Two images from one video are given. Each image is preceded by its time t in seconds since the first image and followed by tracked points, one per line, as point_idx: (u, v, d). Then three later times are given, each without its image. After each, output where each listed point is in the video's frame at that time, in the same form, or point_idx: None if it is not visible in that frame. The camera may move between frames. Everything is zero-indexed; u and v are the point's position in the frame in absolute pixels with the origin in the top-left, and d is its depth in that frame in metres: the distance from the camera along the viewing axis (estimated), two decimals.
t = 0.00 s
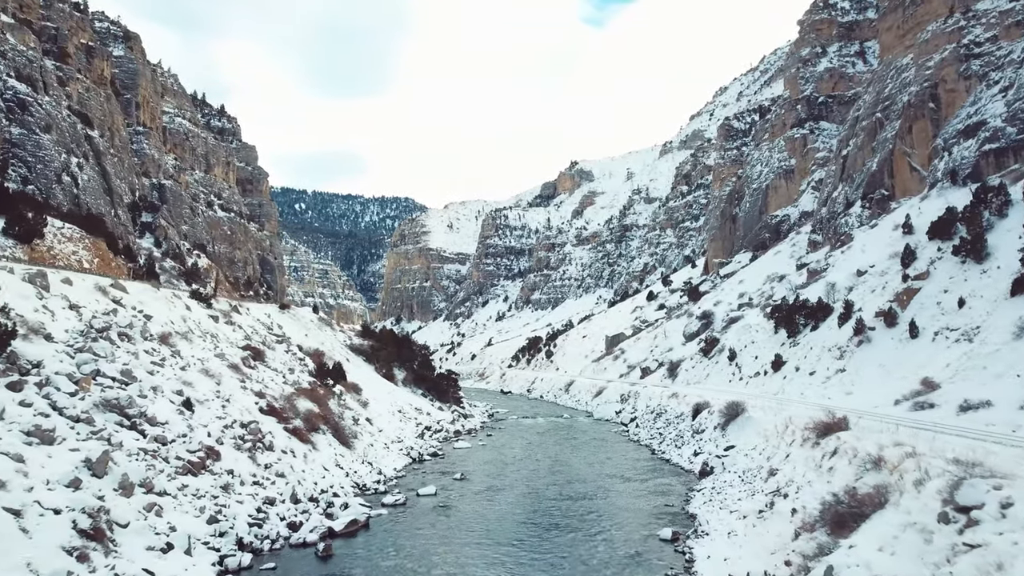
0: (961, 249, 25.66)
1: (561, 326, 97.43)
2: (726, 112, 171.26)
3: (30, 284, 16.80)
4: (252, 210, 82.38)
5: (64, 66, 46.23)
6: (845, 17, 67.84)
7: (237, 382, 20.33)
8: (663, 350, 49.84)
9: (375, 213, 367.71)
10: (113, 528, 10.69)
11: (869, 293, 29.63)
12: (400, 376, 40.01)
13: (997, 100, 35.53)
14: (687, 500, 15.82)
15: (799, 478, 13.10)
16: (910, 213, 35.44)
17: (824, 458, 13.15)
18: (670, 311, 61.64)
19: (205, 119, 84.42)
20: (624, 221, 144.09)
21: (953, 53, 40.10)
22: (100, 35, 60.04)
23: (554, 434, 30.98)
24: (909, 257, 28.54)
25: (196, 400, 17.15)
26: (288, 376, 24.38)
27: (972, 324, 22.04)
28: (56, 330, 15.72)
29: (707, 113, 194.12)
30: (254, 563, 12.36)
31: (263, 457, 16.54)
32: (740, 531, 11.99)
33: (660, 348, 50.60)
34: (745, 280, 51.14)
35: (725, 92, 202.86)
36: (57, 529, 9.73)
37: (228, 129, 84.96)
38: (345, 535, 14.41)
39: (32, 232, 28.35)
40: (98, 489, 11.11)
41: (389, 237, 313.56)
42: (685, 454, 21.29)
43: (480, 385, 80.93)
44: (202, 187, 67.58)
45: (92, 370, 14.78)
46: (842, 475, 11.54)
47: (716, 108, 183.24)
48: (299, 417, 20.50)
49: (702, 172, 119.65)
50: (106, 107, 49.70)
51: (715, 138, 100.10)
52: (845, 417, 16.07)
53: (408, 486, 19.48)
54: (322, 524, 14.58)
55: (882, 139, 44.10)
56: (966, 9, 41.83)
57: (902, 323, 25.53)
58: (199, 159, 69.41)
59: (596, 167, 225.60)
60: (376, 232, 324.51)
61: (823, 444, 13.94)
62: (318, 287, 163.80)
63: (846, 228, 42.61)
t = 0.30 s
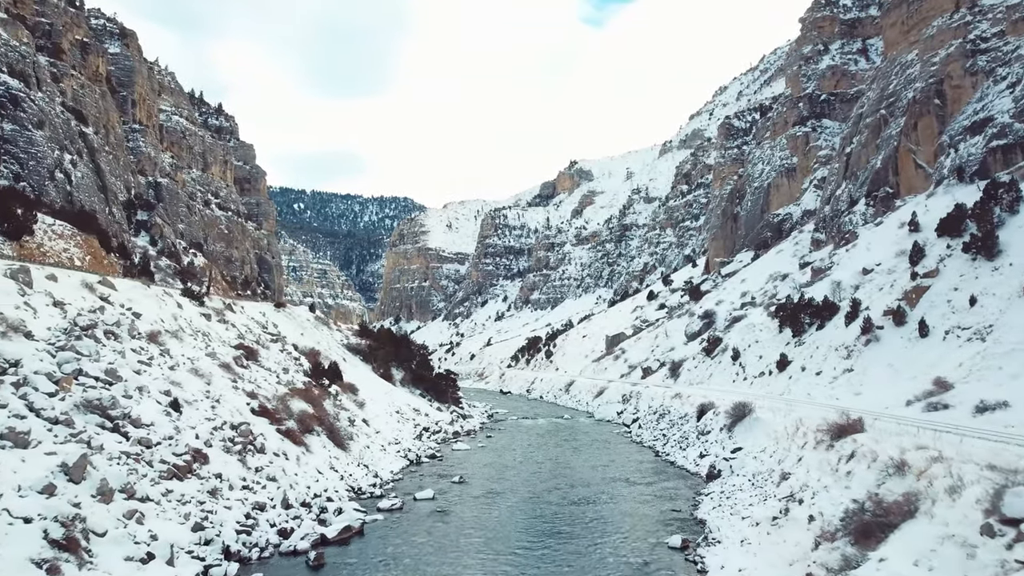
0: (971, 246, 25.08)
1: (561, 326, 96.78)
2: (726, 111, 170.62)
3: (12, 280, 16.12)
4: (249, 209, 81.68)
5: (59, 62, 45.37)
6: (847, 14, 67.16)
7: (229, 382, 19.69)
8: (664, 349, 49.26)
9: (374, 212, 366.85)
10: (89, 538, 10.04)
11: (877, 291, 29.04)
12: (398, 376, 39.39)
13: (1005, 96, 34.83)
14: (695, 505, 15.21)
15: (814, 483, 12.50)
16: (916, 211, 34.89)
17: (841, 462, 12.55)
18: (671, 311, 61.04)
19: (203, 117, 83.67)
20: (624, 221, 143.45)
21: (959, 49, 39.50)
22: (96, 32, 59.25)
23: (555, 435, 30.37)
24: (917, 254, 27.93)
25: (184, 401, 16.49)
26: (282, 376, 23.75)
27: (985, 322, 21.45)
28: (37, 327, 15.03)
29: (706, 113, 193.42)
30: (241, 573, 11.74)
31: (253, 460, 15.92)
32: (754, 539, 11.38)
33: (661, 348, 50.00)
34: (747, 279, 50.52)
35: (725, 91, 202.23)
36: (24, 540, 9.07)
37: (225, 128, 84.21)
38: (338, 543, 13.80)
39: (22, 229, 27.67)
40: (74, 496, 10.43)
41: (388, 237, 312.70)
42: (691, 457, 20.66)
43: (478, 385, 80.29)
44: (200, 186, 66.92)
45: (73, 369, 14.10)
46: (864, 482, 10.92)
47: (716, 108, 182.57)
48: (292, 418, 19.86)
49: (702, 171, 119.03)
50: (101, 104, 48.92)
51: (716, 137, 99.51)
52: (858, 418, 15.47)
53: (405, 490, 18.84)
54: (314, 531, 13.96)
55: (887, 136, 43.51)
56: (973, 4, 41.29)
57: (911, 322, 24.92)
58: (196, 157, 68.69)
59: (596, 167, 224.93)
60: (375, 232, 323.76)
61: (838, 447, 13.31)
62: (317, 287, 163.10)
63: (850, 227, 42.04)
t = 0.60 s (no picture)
0: (982, 243, 24.48)
1: (561, 326, 96.14)
2: (726, 110, 170.00)
3: None
4: (247, 208, 80.99)
5: (53, 58, 44.35)
6: (850, 11, 66.38)
7: (219, 382, 19.05)
8: (665, 349, 48.70)
9: (373, 212, 366.13)
10: (62, 550, 9.41)
11: (884, 289, 28.45)
12: (396, 376, 38.77)
13: (1012, 92, 33.95)
14: (704, 511, 14.59)
15: (830, 488, 11.93)
16: (923, 208, 34.30)
17: (859, 466, 11.93)
18: (672, 310, 60.47)
19: (201, 116, 83.00)
20: (623, 221, 142.82)
21: (966, 44, 38.86)
22: (92, 30, 58.30)
23: (556, 437, 29.78)
24: (926, 252, 27.33)
25: (171, 402, 15.84)
26: (276, 375, 23.12)
27: (998, 321, 20.85)
28: (17, 325, 14.35)
29: (706, 113, 192.75)
30: None
31: (243, 463, 15.31)
32: (770, 549, 10.81)
33: (662, 348, 49.42)
34: (750, 278, 49.94)
35: (725, 91, 201.57)
36: None
37: (223, 127, 83.54)
38: (329, 551, 13.21)
39: (10, 226, 26.93)
40: (47, 503, 9.79)
41: (386, 237, 311.97)
42: (697, 460, 20.06)
43: (478, 385, 79.71)
44: (197, 184, 66.20)
45: (54, 368, 13.44)
46: (885, 489, 10.34)
47: (715, 107, 182.19)
48: (285, 419, 19.22)
49: (702, 170, 118.31)
50: (97, 101, 47.90)
51: (717, 136, 98.90)
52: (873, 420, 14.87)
53: (401, 494, 18.18)
54: (305, 539, 13.37)
55: (891, 133, 42.86)
56: None
57: (920, 321, 24.32)
58: (193, 156, 67.94)
59: (595, 167, 224.30)
60: (374, 232, 323.03)
61: (854, 450, 12.74)
62: (316, 287, 162.51)
63: (854, 225, 41.45)
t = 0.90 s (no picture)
0: (994, 240, 23.86)
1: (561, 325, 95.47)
2: (725, 110, 169.53)
3: None
4: (244, 207, 80.16)
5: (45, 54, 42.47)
6: (852, 8, 65.74)
7: (208, 382, 18.40)
8: (666, 349, 48.11)
9: (371, 211, 365.28)
10: (29, 562, 8.79)
11: (891, 287, 27.86)
12: (393, 376, 38.10)
13: (1019, 88, 33.20)
14: (712, 517, 13.97)
15: (848, 494, 11.34)
16: (929, 205, 33.71)
17: (878, 471, 11.31)
18: (673, 310, 59.88)
19: (198, 114, 82.17)
20: (623, 220, 142.20)
21: (972, 39, 38.20)
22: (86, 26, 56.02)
23: (557, 438, 29.17)
24: (935, 249, 26.71)
25: (156, 402, 15.20)
26: (269, 375, 22.46)
27: (1012, 319, 20.25)
28: None
29: (705, 112, 192.23)
30: None
31: (232, 467, 14.67)
32: (787, 558, 10.24)
33: (663, 348, 48.83)
34: (752, 276, 49.34)
35: (724, 90, 201.06)
36: None
37: (220, 125, 82.75)
38: (320, 560, 12.59)
39: None
40: (15, 513, 9.15)
41: (385, 237, 311.18)
42: (703, 463, 19.44)
43: (476, 385, 79.06)
44: (193, 183, 65.36)
45: (31, 367, 12.77)
46: (910, 496, 9.75)
47: (714, 107, 181.62)
48: (277, 421, 18.58)
49: (702, 169, 117.70)
50: (91, 97, 46.32)
51: (717, 135, 98.40)
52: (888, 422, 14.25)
53: (397, 499, 17.53)
54: (295, 548, 12.74)
55: (895, 129, 42.15)
56: None
57: (930, 319, 23.71)
58: (190, 154, 67.03)
59: (594, 167, 223.74)
60: (372, 232, 322.19)
61: (873, 454, 12.13)
62: (314, 287, 161.69)
63: (858, 223, 40.82)
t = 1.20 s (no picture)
0: (1005, 237, 23.25)
1: (560, 325, 94.94)
2: (724, 109, 169.10)
3: None
4: (241, 206, 79.50)
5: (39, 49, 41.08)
6: (853, 5, 65.18)
7: (197, 382, 17.76)
8: (667, 348, 47.58)
9: (370, 211, 364.51)
10: None
11: (899, 285, 27.27)
12: (390, 376, 37.47)
13: None
14: (722, 524, 13.36)
15: (867, 501, 10.74)
16: (934, 203, 33.13)
17: (899, 477, 10.70)
18: (673, 309, 59.34)
19: (194, 113, 81.43)
20: (622, 220, 141.71)
21: (977, 35, 37.56)
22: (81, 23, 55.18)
23: (557, 440, 28.56)
24: (944, 246, 26.09)
25: (140, 403, 14.55)
26: (261, 375, 21.82)
27: None
28: None
29: (704, 112, 191.89)
30: None
31: (219, 472, 14.03)
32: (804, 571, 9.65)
33: (664, 347, 48.29)
34: (754, 275, 48.76)
35: (723, 90, 200.72)
36: None
37: (217, 123, 82.00)
38: (310, 571, 11.98)
39: None
40: None
41: (383, 237, 310.53)
42: (709, 466, 18.82)
43: (475, 385, 78.53)
44: (189, 181, 64.64)
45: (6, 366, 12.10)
46: (936, 506, 9.16)
47: (714, 107, 181.11)
48: (268, 422, 17.93)
49: (702, 168, 117.22)
50: (85, 94, 45.21)
51: (717, 134, 97.89)
52: (905, 424, 13.62)
53: (392, 504, 16.87)
54: (283, 558, 12.13)
55: (899, 126, 41.53)
56: None
57: (939, 318, 23.10)
58: (187, 152, 66.24)
59: (593, 166, 223.31)
60: (370, 232, 321.39)
61: (891, 459, 11.53)
62: (312, 287, 160.96)
63: (861, 221, 40.22)
